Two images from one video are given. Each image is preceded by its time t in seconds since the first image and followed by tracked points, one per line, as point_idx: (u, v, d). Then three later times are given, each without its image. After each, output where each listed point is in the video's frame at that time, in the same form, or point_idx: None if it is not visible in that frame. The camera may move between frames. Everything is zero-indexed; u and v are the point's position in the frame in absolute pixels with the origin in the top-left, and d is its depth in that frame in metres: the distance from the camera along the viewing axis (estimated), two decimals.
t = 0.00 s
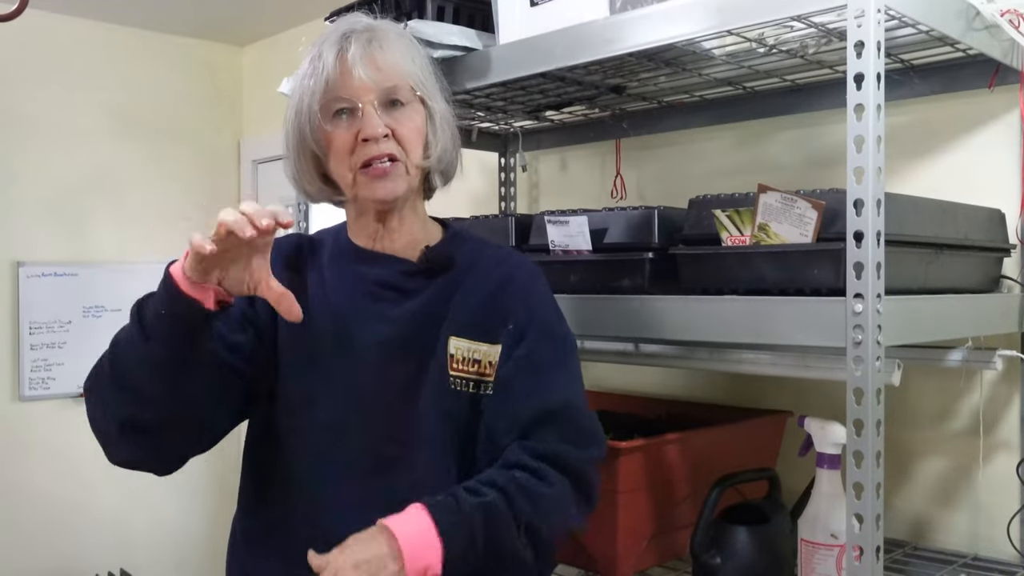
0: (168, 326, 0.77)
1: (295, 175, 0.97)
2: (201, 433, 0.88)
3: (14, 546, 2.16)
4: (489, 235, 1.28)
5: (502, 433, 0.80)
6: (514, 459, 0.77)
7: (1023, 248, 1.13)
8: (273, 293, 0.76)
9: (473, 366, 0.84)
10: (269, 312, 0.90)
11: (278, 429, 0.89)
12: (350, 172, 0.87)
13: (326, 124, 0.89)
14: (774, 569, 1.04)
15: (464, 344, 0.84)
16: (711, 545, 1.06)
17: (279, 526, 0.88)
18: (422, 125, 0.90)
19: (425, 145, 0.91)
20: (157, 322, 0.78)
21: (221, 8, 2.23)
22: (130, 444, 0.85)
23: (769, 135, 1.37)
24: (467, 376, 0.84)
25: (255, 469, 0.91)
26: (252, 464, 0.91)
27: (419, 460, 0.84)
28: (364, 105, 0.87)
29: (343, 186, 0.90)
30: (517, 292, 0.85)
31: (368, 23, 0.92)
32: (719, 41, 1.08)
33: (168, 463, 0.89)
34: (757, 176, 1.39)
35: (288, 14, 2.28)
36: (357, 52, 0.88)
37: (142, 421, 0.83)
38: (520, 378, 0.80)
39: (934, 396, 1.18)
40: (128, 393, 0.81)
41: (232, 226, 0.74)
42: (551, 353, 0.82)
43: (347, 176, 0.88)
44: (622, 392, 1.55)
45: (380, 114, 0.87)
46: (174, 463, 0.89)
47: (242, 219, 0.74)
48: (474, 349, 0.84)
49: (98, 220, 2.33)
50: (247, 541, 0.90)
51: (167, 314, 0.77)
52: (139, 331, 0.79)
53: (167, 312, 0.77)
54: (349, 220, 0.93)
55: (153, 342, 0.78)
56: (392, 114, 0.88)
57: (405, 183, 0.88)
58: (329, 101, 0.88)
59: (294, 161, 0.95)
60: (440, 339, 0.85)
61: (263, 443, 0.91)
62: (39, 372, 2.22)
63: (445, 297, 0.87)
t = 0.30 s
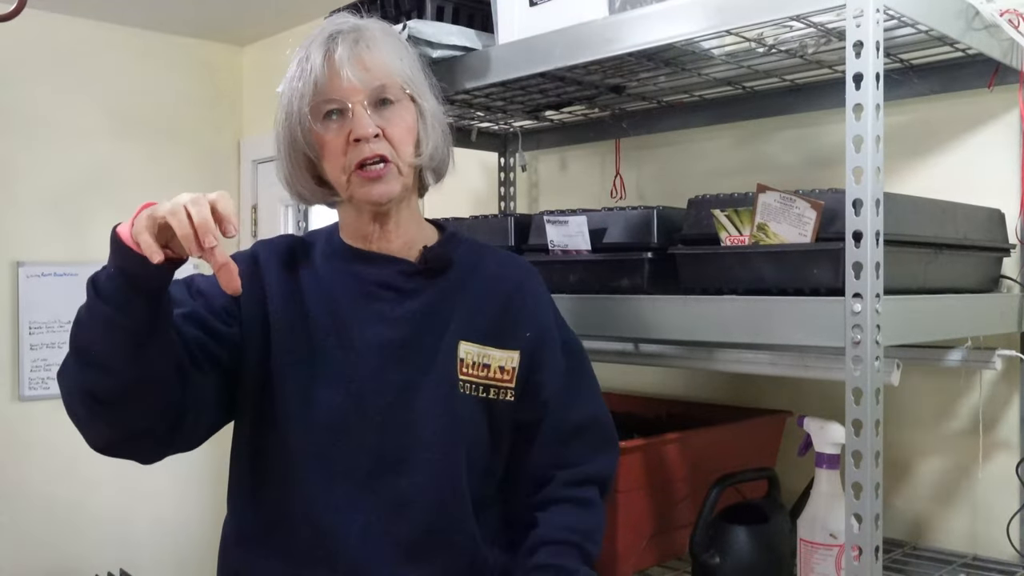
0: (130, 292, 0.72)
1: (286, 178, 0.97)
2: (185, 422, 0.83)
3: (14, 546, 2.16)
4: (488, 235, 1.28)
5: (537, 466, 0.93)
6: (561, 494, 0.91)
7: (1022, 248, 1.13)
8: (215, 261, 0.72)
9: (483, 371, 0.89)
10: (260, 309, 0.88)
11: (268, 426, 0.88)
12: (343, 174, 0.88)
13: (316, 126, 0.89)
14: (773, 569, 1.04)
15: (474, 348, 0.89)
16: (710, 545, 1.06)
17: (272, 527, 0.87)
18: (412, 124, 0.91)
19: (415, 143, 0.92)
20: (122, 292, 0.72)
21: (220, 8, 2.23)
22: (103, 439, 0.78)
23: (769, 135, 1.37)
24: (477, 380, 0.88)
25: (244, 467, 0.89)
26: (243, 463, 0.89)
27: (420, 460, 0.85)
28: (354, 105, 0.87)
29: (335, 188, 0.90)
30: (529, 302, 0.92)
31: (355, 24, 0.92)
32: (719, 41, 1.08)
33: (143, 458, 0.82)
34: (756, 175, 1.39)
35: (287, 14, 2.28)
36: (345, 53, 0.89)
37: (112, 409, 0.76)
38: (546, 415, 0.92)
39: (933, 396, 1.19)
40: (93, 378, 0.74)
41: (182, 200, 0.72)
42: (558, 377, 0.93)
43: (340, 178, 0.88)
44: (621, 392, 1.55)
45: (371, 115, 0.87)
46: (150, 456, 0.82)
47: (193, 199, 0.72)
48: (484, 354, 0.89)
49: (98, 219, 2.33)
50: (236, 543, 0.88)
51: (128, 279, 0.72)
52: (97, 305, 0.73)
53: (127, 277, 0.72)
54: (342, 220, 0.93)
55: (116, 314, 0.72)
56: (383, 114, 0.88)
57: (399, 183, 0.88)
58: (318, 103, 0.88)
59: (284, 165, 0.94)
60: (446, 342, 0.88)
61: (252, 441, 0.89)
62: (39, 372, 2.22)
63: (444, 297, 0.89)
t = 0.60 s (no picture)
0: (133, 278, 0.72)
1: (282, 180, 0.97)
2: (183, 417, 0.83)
3: (15, 547, 2.16)
4: (487, 234, 1.28)
5: (534, 463, 0.96)
6: (557, 491, 0.95)
7: (1021, 248, 1.13)
8: (212, 229, 0.73)
9: (483, 368, 0.91)
10: (258, 307, 0.88)
11: (265, 427, 0.87)
12: (341, 176, 0.88)
13: (314, 128, 0.89)
14: (771, 569, 1.04)
15: (474, 345, 0.90)
16: (709, 545, 1.06)
17: (269, 529, 0.85)
18: (409, 127, 0.92)
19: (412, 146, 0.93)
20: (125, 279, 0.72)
21: (219, 9, 2.23)
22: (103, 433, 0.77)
23: (768, 135, 1.37)
24: (479, 378, 0.90)
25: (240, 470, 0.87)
26: (240, 465, 0.88)
27: (422, 458, 0.86)
28: (353, 109, 0.88)
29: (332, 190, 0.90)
30: (529, 300, 0.95)
31: (353, 26, 0.92)
32: (718, 41, 1.08)
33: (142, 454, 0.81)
34: (755, 176, 1.39)
35: (287, 14, 2.28)
36: (343, 56, 0.89)
37: (116, 401, 0.75)
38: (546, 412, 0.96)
39: (932, 396, 1.19)
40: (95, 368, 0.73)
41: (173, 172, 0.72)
42: (558, 375, 0.97)
43: (338, 180, 0.89)
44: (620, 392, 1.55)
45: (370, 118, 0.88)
46: (150, 450, 0.82)
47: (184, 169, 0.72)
48: (483, 351, 0.91)
49: (98, 220, 2.33)
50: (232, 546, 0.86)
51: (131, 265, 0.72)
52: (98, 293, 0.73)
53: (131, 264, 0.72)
54: (337, 221, 0.94)
55: (119, 302, 0.72)
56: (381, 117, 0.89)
57: (396, 185, 0.89)
58: (316, 105, 0.88)
59: (280, 166, 0.94)
60: (449, 340, 0.90)
61: (252, 440, 0.87)
62: (39, 372, 2.22)
63: (445, 296, 0.91)
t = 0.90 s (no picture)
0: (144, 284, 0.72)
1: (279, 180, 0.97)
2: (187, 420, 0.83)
3: (15, 546, 2.17)
4: (486, 235, 1.28)
5: (528, 460, 0.97)
6: (554, 490, 0.95)
7: (1020, 248, 1.13)
8: (226, 255, 0.73)
9: (480, 368, 0.91)
10: (256, 308, 0.87)
11: (263, 428, 0.87)
12: (338, 178, 0.88)
13: (313, 130, 0.89)
14: (771, 569, 1.04)
15: (472, 345, 0.91)
16: (708, 545, 1.06)
17: (269, 530, 0.85)
18: (408, 131, 0.92)
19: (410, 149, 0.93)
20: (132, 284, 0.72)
21: (219, 9, 2.24)
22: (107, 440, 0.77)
23: (767, 135, 1.37)
24: (477, 378, 0.91)
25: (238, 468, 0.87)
26: (238, 466, 0.87)
27: (423, 457, 0.86)
28: (352, 111, 0.88)
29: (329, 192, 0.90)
30: (524, 302, 0.96)
31: (353, 29, 0.92)
32: (717, 41, 1.08)
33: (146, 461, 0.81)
34: (754, 176, 1.39)
35: (287, 14, 2.28)
36: (344, 59, 0.89)
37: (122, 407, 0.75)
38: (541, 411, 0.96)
39: (931, 397, 1.19)
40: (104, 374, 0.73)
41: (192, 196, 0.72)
42: (552, 370, 0.97)
43: (336, 183, 0.89)
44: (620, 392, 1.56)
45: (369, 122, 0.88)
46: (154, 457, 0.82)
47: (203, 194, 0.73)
48: (481, 352, 0.91)
49: (98, 220, 2.34)
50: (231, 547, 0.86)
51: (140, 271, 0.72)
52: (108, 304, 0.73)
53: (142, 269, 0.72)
54: (334, 223, 0.94)
55: (122, 310, 0.72)
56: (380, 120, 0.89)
57: (394, 188, 0.89)
58: (315, 107, 0.88)
59: (277, 167, 0.94)
60: (447, 340, 0.90)
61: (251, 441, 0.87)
62: (39, 372, 2.22)
63: (442, 297, 0.91)
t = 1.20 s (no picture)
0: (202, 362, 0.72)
1: (274, 149, 0.91)
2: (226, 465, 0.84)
3: (15, 547, 2.17)
4: (484, 236, 1.28)
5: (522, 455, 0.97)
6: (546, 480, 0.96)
7: (1018, 250, 1.12)
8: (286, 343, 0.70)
9: (471, 365, 0.92)
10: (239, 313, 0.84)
11: (263, 433, 0.86)
12: (370, 158, 0.87)
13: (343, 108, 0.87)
14: (769, 569, 1.04)
15: (463, 342, 0.92)
16: (706, 546, 1.06)
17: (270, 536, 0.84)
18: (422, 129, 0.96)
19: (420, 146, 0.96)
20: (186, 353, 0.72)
21: (219, 10, 2.24)
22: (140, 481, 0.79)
23: (766, 137, 1.38)
24: (469, 374, 0.92)
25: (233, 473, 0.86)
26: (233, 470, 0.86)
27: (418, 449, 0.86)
28: (393, 95, 0.89)
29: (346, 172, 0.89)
30: (512, 300, 0.97)
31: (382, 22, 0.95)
32: (716, 42, 1.08)
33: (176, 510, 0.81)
34: (753, 178, 1.39)
35: (286, 14, 2.28)
36: (382, 47, 0.91)
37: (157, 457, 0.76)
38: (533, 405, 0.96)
39: (929, 397, 1.19)
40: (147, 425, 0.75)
41: (243, 305, 0.70)
42: (545, 367, 0.98)
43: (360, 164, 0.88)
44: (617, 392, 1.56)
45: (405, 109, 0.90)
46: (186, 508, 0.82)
47: (252, 296, 0.70)
48: (471, 348, 0.92)
49: (98, 220, 2.34)
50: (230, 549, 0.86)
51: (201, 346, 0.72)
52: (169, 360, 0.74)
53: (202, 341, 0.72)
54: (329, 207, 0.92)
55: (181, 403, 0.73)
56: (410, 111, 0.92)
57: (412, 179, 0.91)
58: (355, 82, 0.88)
59: (284, 134, 0.89)
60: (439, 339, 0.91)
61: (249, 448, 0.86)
62: (38, 372, 2.22)
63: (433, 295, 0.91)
